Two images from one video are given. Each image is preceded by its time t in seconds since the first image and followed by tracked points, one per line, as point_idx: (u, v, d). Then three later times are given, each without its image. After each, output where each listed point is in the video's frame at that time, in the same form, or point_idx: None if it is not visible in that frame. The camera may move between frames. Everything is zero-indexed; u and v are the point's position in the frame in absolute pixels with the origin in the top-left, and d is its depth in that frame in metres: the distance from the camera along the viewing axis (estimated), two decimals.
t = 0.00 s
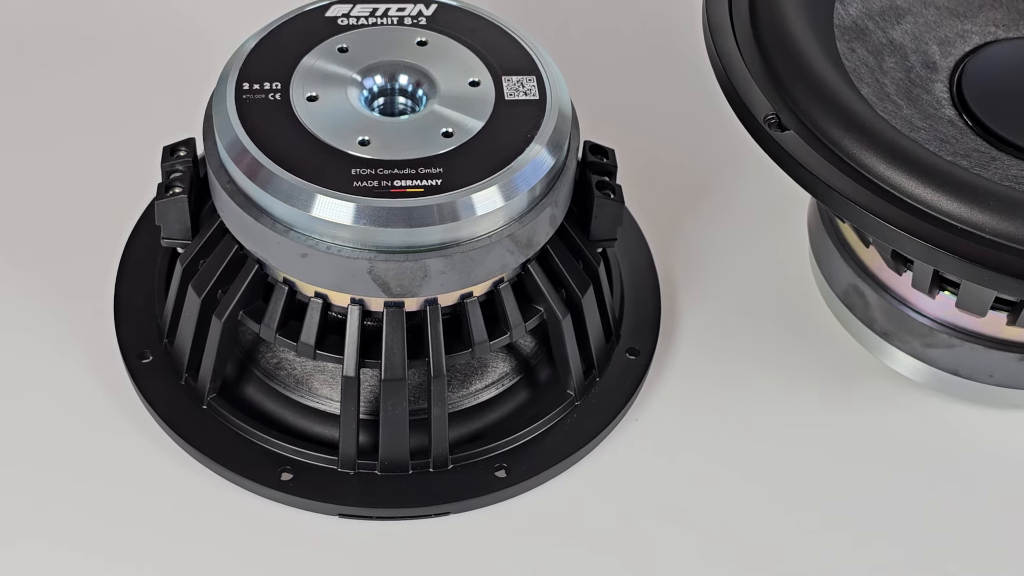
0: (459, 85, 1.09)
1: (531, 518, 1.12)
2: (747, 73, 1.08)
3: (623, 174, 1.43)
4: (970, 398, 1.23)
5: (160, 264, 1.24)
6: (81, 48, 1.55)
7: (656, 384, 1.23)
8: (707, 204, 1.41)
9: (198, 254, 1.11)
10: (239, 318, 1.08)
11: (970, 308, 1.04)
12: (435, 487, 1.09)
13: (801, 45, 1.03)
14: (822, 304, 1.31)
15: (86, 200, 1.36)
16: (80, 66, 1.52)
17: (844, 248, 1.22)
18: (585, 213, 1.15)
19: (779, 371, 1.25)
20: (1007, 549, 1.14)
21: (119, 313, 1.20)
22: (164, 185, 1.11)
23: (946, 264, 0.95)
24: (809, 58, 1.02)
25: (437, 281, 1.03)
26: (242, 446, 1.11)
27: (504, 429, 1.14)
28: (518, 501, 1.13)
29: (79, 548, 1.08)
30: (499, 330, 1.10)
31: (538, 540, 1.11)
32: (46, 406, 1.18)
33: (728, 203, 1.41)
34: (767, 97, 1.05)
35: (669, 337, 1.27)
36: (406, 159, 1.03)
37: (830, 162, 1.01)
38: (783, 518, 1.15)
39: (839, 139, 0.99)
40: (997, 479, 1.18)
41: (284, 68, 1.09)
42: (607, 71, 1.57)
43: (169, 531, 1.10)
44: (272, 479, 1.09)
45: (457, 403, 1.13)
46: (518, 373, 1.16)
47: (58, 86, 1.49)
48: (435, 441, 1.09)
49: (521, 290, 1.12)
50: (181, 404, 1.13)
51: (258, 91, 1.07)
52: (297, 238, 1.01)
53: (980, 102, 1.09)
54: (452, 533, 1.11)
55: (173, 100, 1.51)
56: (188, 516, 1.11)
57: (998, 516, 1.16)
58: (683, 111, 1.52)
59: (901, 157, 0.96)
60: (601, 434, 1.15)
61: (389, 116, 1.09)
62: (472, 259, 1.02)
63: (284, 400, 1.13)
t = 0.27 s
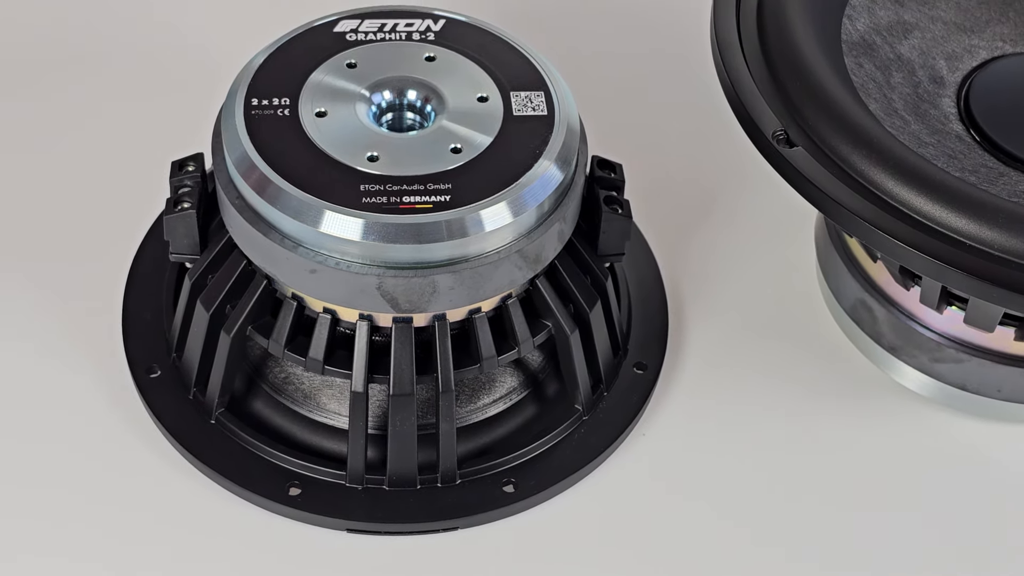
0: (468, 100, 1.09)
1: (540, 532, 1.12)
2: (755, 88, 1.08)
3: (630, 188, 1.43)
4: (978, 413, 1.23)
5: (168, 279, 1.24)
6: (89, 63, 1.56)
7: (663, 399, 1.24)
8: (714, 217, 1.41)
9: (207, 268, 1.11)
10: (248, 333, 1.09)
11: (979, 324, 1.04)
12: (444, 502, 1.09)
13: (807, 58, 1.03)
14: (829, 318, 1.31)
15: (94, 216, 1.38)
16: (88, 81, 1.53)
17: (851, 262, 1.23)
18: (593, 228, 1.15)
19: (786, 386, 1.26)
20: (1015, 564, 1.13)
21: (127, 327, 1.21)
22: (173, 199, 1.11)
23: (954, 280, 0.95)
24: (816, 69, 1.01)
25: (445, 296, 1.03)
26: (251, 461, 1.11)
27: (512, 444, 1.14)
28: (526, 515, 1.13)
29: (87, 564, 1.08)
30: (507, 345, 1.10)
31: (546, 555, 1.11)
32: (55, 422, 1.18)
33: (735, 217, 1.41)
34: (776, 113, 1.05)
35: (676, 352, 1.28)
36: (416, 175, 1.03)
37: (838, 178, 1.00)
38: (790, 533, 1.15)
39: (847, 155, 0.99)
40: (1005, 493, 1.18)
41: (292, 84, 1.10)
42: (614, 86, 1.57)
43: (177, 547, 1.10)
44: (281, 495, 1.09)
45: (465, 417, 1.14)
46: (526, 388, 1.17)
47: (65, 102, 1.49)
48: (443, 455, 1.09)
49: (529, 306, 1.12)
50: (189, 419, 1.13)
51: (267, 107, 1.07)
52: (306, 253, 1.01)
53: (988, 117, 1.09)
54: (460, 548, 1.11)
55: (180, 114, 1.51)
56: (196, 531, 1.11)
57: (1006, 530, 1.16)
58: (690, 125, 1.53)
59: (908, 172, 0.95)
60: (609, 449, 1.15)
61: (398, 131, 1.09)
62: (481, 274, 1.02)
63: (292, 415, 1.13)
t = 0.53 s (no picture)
0: (468, 109, 1.10)
1: (541, 541, 1.12)
2: (755, 97, 1.08)
3: (631, 196, 1.44)
4: (978, 421, 1.23)
5: (169, 287, 1.24)
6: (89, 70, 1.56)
7: (663, 407, 1.24)
8: (715, 224, 1.41)
9: (209, 277, 1.12)
10: (249, 342, 1.09)
11: (979, 334, 1.04)
12: (444, 511, 1.09)
13: (807, 68, 1.02)
14: (829, 327, 1.31)
15: (97, 222, 1.37)
16: (88, 89, 1.53)
17: (852, 271, 1.23)
18: (594, 237, 1.16)
19: (786, 394, 1.26)
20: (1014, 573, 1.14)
21: (128, 336, 1.21)
22: (174, 209, 1.11)
23: (955, 290, 0.94)
24: (816, 78, 1.01)
25: (446, 306, 1.03)
26: (252, 470, 1.11)
27: (513, 452, 1.14)
28: (527, 524, 1.13)
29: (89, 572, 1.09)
30: (508, 354, 1.10)
31: (546, 564, 1.11)
32: (57, 431, 1.19)
33: (736, 225, 1.41)
34: (777, 122, 1.05)
35: (677, 360, 1.28)
36: (417, 184, 1.03)
37: (839, 187, 1.00)
38: (790, 541, 1.15)
39: (847, 165, 0.99)
40: (1005, 502, 1.19)
41: (294, 93, 1.10)
42: (615, 94, 1.58)
43: (178, 557, 1.10)
44: (282, 504, 1.09)
45: (466, 426, 1.14)
46: (526, 396, 1.17)
47: (66, 109, 1.49)
48: (445, 464, 1.09)
49: (530, 314, 1.12)
50: (191, 428, 1.13)
51: (268, 116, 1.08)
52: (307, 263, 1.01)
53: (988, 126, 1.09)
54: (460, 557, 1.11)
55: (181, 122, 1.51)
56: (197, 541, 1.11)
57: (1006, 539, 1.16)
58: (690, 133, 1.53)
59: (908, 182, 0.95)
60: (609, 457, 1.15)
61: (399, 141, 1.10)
62: (481, 284, 1.03)
63: (293, 424, 1.14)
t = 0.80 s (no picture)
0: (464, 112, 1.09)
1: (536, 545, 1.12)
2: (750, 99, 1.08)
3: (628, 199, 1.43)
4: (975, 424, 1.23)
5: (164, 291, 1.24)
6: (86, 74, 1.56)
7: (659, 410, 1.23)
8: (712, 227, 1.41)
9: (203, 280, 1.12)
10: (244, 345, 1.08)
11: (975, 336, 1.04)
12: (440, 514, 1.09)
13: (803, 70, 1.02)
14: (826, 330, 1.31)
15: (92, 226, 1.38)
16: (85, 93, 1.53)
17: (849, 274, 1.22)
18: (590, 240, 1.15)
19: (782, 397, 1.25)
20: None
21: (123, 339, 1.21)
22: (169, 211, 1.11)
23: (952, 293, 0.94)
24: (811, 80, 1.01)
25: (441, 309, 1.02)
26: (247, 473, 1.11)
27: (508, 456, 1.13)
28: (522, 527, 1.13)
29: None
30: (503, 357, 1.10)
31: (541, 568, 1.11)
32: (52, 437, 1.18)
33: (732, 227, 1.41)
34: (773, 125, 1.05)
35: (673, 363, 1.27)
36: (411, 187, 1.03)
37: (836, 191, 1.00)
38: (786, 543, 1.14)
39: (843, 167, 0.98)
40: (1002, 505, 1.18)
41: (288, 96, 1.10)
42: (613, 96, 1.57)
43: (174, 562, 1.10)
44: (277, 507, 1.09)
45: (461, 429, 1.14)
46: (522, 399, 1.17)
47: (63, 113, 1.50)
48: (440, 467, 1.09)
49: (526, 317, 1.12)
50: (185, 431, 1.13)
51: (262, 119, 1.07)
52: (301, 266, 1.01)
53: (984, 128, 1.09)
54: (455, 561, 1.10)
55: (178, 126, 1.51)
56: (193, 545, 1.11)
57: (1004, 542, 1.15)
58: (687, 135, 1.53)
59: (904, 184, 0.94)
60: (605, 461, 1.15)
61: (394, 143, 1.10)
62: (476, 286, 1.02)
63: (288, 427, 1.13)
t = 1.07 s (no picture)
0: (468, 115, 1.10)
1: (539, 547, 1.12)
2: (753, 102, 1.08)
3: (630, 202, 1.44)
4: (978, 428, 1.23)
5: (169, 294, 1.24)
6: (90, 77, 1.56)
7: (662, 413, 1.24)
8: (714, 230, 1.42)
9: (208, 283, 1.12)
10: (249, 348, 1.09)
11: (978, 340, 1.04)
12: (444, 517, 1.09)
13: (806, 73, 1.02)
14: (829, 333, 1.31)
15: (96, 229, 1.38)
16: (88, 96, 1.53)
17: (851, 277, 1.23)
18: (593, 243, 1.16)
19: (785, 399, 1.26)
20: None
21: (127, 342, 1.21)
22: (174, 215, 1.11)
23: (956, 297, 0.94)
24: (814, 84, 1.01)
25: (445, 312, 1.03)
26: (251, 476, 1.11)
27: (512, 459, 1.14)
28: (526, 529, 1.13)
29: None
30: (507, 360, 1.10)
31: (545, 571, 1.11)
32: (56, 441, 1.18)
33: (735, 230, 1.41)
34: (777, 129, 1.05)
35: (676, 366, 1.28)
36: (416, 191, 1.03)
37: (839, 194, 1.00)
38: (789, 546, 1.15)
39: (847, 171, 0.99)
40: (1003, 508, 1.18)
41: (293, 99, 1.10)
42: (615, 100, 1.58)
43: (179, 564, 1.10)
44: (282, 510, 1.09)
45: (465, 432, 1.14)
46: (526, 402, 1.17)
47: (67, 116, 1.50)
48: (444, 470, 1.09)
49: (530, 321, 1.12)
50: (190, 434, 1.14)
51: (267, 123, 1.08)
52: (306, 269, 1.01)
53: (987, 132, 1.09)
54: (459, 563, 1.11)
55: (181, 129, 1.51)
56: (197, 548, 1.11)
57: (1006, 545, 1.16)
58: (690, 138, 1.53)
59: (908, 188, 0.94)
60: (609, 464, 1.15)
61: (398, 147, 1.10)
62: (480, 289, 1.03)
63: (292, 430, 1.14)
